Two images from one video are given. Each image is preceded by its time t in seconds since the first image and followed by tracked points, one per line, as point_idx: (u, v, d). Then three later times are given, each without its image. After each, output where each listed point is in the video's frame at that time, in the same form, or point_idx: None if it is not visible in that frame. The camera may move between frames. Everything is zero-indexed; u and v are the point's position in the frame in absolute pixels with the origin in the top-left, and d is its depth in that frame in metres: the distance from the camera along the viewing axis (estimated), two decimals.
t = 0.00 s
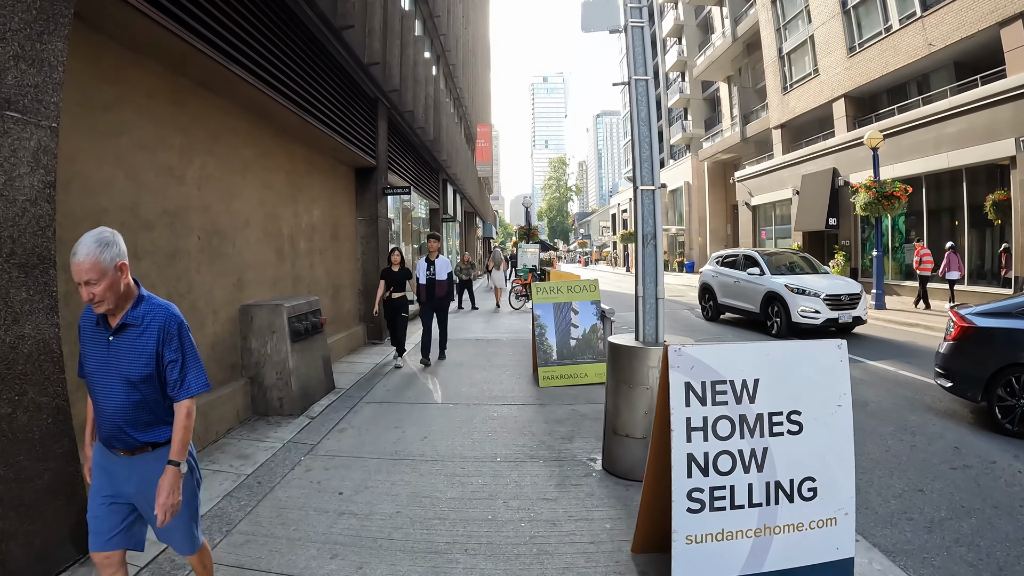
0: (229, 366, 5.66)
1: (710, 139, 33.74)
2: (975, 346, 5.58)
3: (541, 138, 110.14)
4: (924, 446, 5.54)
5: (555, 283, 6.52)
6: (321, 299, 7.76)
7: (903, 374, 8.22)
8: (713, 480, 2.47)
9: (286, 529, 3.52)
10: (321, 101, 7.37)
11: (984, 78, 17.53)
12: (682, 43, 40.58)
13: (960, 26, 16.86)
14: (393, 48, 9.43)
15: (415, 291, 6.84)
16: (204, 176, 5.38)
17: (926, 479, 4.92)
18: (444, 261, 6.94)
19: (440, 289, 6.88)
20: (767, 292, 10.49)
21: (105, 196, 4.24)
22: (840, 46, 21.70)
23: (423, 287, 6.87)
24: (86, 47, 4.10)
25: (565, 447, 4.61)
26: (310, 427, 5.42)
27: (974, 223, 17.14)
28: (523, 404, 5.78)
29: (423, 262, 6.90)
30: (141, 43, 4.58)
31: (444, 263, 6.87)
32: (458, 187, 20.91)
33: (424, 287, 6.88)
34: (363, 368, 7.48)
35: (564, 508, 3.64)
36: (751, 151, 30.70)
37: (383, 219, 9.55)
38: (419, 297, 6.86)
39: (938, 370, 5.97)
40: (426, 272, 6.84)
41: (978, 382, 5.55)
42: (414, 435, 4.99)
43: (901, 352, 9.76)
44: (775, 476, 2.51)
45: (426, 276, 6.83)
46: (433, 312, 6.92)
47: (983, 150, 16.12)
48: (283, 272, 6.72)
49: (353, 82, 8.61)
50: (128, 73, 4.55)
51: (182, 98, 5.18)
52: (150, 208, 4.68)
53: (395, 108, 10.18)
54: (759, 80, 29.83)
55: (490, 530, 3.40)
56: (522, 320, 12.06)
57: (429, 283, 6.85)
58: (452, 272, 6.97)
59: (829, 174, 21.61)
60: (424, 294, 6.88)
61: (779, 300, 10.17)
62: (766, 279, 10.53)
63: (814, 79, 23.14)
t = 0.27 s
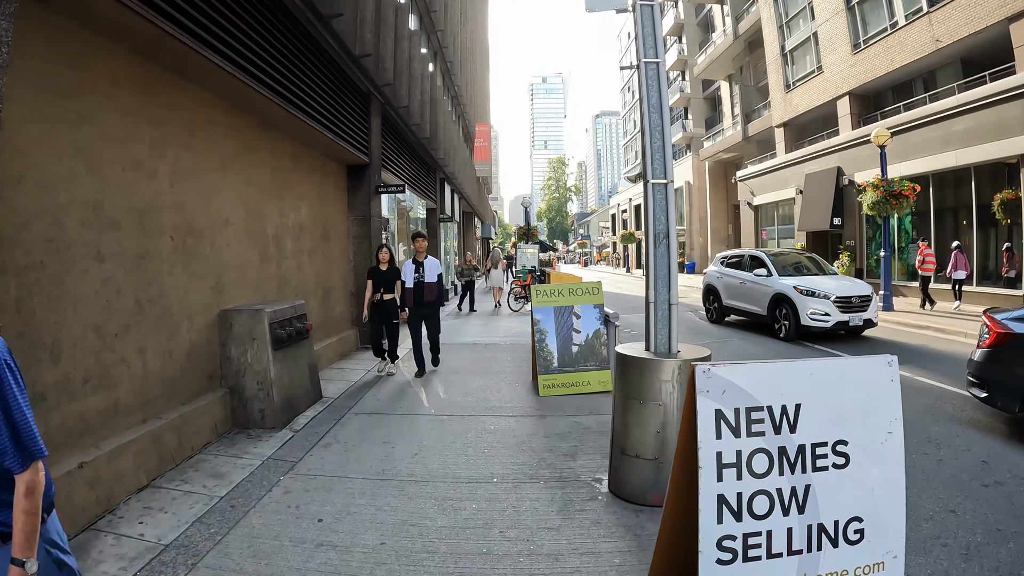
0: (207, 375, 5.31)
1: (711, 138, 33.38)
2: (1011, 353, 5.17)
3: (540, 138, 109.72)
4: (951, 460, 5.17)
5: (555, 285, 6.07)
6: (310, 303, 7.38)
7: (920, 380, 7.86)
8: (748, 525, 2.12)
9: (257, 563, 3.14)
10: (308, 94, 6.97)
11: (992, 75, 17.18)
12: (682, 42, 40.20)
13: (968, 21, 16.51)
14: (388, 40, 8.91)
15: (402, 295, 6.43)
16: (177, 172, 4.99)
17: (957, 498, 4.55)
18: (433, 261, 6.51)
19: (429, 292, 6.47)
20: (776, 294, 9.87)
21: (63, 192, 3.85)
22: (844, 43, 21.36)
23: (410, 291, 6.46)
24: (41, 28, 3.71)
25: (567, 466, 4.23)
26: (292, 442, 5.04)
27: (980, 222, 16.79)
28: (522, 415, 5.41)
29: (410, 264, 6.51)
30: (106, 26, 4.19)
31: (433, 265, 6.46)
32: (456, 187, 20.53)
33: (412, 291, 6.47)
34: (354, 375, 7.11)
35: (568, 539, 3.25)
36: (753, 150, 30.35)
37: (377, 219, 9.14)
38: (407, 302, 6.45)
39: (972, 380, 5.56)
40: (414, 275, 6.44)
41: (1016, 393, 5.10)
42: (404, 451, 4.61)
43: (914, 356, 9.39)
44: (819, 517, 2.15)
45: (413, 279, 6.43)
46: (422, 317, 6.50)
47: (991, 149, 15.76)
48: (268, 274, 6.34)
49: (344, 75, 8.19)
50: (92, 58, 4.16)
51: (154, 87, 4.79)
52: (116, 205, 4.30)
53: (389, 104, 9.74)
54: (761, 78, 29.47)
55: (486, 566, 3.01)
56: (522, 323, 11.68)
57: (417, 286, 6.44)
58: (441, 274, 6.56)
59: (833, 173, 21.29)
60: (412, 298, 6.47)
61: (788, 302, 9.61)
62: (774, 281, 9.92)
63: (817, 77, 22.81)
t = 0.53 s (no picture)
0: (184, 384, 4.95)
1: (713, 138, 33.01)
2: None
3: (539, 139, 109.36)
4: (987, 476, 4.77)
5: (558, 287, 5.68)
6: (299, 307, 6.98)
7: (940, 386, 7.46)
8: None
9: None
10: (297, 84, 6.58)
11: (1002, 72, 16.81)
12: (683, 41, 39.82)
13: (977, 17, 16.15)
14: (384, 31, 8.50)
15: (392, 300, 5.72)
16: (148, 164, 4.59)
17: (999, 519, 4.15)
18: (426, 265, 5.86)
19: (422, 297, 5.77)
20: (785, 295, 9.48)
21: (16, 184, 3.47)
22: (850, 40, 21.05)
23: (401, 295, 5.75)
24: None
25: (573, 486, 3.84)
26: (275, 457, 4.67)
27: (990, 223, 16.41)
28: (524, 426, 5.03)
29: (401, 265, 5.82)
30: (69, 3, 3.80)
31: (425, 267, 5.81)
32: (454, 187, 20.16)
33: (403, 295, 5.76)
34: (345, 383, 6.73)
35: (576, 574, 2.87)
36: (756, 150, 30.00)
37: (371, 218, 8.73)
38: (397, 308, 5.74)
39: (1012, 388, 5.15)
40: (405, 278, 5.75)
41: None
42: (394, 469, 4.23)
43: (932, 360, 9.00)
44: (884, 566, 1.88)
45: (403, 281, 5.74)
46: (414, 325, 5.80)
47: (1002, 147, 15.39)
48: (252, 276, 5.96)
49: (335, 66, 7.77)
50: (53, 38, 3.77)
51: (123, 72, 4.39)
52: (78, 199, 3.91)
53: (384, 98, 9.32)
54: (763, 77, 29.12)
55: None
56: (522, 325, 11.30)
57: (408, 291, 5.75)
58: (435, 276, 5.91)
59: (839, 172, 20.97)
60: (402, 304, 5.75)
61: (798, 304, 9.20)
62: (784, 281, 9.53)
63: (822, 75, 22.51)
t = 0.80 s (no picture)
0: (161, 397, 4.61)
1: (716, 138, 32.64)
2: None
3: (539, 140, 108.94)
4: None
5: (563, 292, 5.31)
6: (288, 311, 6.63)
7: (962, 395, 7.08)
8: None
9: None
10: (286, 76, 6.21)
11: (1014, 70, 16.44)
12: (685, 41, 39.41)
13: (988, 15, 15.78)
14: (380, 22, 8.12)
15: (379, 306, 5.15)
16: (119, 160, 4.24)
17: None
18: (418, 268, 5.29)
19: (413, 305, 5.21)
20: (796, 299, 9.15)
21: None
22: (857, 39, 20.70)
23: (390, 301, 5.19)
24: None
25: (582, 514, 3.47)
26: (258, 479, 4.33)
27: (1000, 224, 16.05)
28: (527, 443, 4.66)
29: (391, 267, 5.25)
30: None
31: (419, 271, 5.25)
32: (454, 186, 19.80)
33: (392, 301, 5.20)
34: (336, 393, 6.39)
35: None
36: (760, 150, 29.60)
37: (366, 217, 8.35)
38: (385, 315, 5.16)
39: None
40: (395, 281, 5.18)
41: None
42: (386, 492, 3.86)
43: (951, 367, 8.62)
44: None
45: (393, 285, 5.17)
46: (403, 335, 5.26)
47: (1014, 147, 15.01)
48: (237, 280, 5.61)
49: (328, 59, 7.40)
50: (13, 20, 3.43)
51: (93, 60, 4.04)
52: (39, 197, 3.57)
53: (381, 94, 8.94)
54: (767, 76, 28.74)
55: None
56: (523, 329, 10.93)
57: (398, 296, 5.18)
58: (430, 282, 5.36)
59: (845, 173, 20.63)
60: (390, 311, 5.19)
61: (809, 309, 8.86)
62: (795, 285, 9.19)
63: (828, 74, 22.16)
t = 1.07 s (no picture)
0: (129, 414, 4.28)
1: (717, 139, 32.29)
2: None
3: (539, 141, 108.61)
4: None
5: (564, 299, 4.97)
6: (273, 318, 6.28)
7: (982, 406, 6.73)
8: None
9: None
10: (272, 70, 5.88)
11: None
12: (687, 41, 39.09)
13: (996, 13, 15.46)
14: (373, 15, 7.77)
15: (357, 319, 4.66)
16: (83, 157, 3.91)
17: None
18: (399, 275, 4.77)
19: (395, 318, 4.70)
20: (805, 304, 8.83)
21: None
22: (862, 37, 20.38)
23: (369, 314, 4.68)
24: None
25: (585, 549, 3.12)
26: (231, 504, 3.99)
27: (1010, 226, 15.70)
28: (525, 462, 4.31)
29: (370, 276, 4.76)
30: None
31: (400, 278, 4.76)
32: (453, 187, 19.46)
33: (371, 314, 4.69)
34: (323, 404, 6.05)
35: None
36: (763, 151, 29.24)
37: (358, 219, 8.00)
38: (364, 330, 4.67)
39: None
40: (374, 291, 4.70)
41: None
42: (369, 522, 3.52)
43: (968, 375, 8.27)
44: None
45: (373, 297, 4.68)
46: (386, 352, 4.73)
47: None
48: (216, 285, 5.28)
49: (318, 53, 7.05)
50: None
51: (54, 49, 3.72)
52: None
53: (374, 90, 8.58)
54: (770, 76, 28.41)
55: None
56: (523, 334, 10.56)
57: (378, 308, 4.68)
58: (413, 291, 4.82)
59: (850, 174, 20.32)
60: (370, 326, 4.68)
61: (820, 314, 8.50)
62: (804, 290, 8.86)
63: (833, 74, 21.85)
